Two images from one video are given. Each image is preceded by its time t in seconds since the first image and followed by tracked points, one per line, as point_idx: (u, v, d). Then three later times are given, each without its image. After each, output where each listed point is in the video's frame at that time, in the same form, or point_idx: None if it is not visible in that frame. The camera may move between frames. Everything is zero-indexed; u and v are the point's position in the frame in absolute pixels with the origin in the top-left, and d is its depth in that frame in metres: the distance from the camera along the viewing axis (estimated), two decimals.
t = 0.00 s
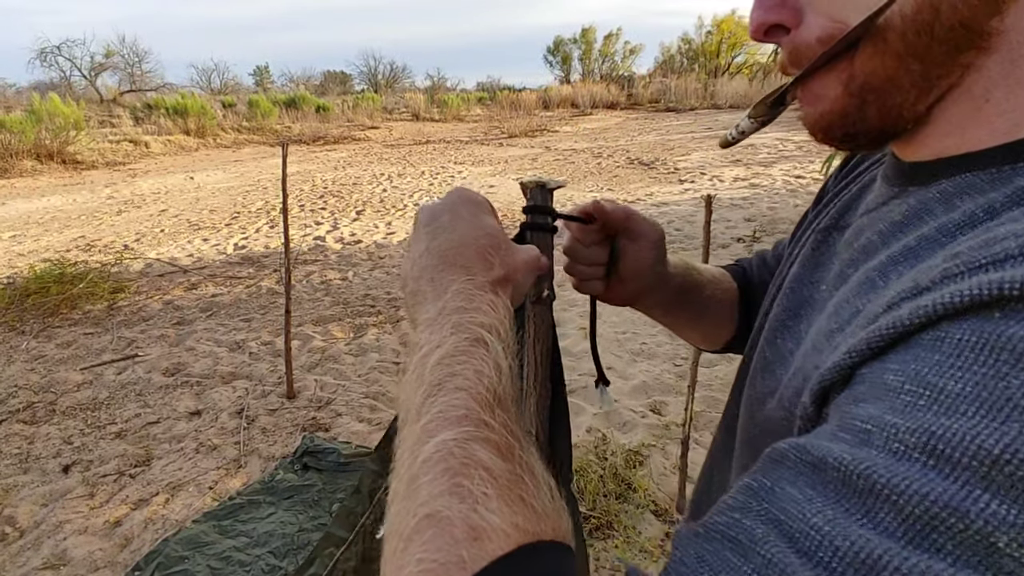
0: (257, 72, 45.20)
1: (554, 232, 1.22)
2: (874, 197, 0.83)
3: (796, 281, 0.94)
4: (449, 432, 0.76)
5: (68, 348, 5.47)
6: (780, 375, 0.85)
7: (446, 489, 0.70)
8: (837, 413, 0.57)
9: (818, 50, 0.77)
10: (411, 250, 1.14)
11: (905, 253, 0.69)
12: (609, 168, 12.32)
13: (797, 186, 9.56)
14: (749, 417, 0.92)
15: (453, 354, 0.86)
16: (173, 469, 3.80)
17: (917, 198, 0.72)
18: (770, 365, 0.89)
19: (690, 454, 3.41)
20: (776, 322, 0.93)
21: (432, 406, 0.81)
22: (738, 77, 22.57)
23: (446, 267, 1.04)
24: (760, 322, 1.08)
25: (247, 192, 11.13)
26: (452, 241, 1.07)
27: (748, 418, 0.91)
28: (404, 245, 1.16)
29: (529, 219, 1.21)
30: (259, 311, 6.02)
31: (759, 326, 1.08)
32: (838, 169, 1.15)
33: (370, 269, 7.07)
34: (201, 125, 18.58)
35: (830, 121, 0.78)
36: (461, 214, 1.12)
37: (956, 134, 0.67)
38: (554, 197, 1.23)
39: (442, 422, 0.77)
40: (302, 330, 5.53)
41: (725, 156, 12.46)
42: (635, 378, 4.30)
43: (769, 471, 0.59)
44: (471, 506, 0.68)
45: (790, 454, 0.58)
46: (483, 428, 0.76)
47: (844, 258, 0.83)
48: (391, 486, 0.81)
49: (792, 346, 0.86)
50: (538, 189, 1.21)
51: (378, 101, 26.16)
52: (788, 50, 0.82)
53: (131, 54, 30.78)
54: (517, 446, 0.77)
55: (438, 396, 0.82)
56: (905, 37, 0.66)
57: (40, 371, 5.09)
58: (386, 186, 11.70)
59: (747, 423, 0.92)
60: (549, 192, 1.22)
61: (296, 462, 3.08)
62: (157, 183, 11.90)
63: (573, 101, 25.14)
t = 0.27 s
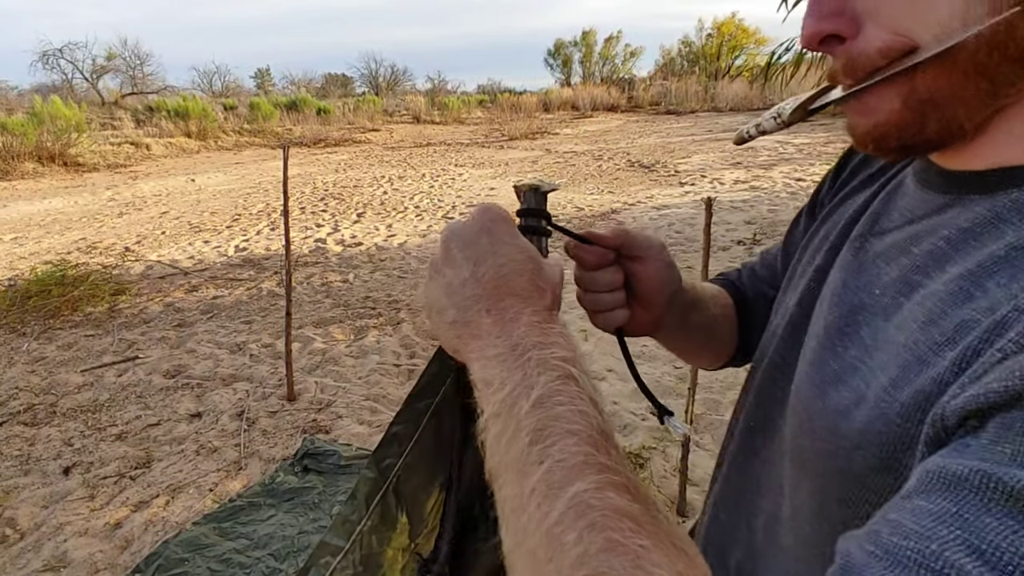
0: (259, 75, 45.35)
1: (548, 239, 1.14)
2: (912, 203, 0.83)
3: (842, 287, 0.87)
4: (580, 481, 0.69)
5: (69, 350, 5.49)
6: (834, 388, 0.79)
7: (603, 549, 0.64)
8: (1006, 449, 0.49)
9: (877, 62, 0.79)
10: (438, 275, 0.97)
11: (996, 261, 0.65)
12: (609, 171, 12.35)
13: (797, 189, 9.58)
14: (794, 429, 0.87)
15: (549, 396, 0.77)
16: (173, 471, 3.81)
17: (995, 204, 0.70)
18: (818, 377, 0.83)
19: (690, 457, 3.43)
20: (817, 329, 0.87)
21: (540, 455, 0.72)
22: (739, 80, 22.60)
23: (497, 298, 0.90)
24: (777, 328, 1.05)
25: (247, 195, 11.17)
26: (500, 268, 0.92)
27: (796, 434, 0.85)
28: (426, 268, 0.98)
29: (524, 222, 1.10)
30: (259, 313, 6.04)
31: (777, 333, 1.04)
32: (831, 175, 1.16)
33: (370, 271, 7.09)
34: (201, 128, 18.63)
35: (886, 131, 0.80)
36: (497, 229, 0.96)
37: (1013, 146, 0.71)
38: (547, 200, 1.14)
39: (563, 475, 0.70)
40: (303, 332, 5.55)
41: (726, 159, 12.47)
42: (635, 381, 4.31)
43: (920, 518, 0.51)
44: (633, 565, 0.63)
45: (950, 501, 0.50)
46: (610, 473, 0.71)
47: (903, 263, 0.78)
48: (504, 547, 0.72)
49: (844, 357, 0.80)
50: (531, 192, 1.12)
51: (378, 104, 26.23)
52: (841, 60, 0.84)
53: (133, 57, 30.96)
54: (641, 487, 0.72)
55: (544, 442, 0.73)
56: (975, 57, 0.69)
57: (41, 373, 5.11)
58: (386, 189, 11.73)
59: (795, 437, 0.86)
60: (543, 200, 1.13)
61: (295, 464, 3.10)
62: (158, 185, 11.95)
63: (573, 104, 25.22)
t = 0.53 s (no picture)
0: (259, 77, 45.39)
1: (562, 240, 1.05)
2: (921, 208, 0.86)
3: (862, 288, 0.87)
4: (655, 484, 0.63)
5: (69, 351, 5.48)
6: (864, 386, 0.78)
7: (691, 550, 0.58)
8: None
9: (906, 62, 0.80)
10: (472, 276, 0.87)
11: None
12: (609, 173, 12.35)
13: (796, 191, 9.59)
14: (810, 431, 0.85)
15: (606, 400, 0.71)
16: (172, 472, 3.80)
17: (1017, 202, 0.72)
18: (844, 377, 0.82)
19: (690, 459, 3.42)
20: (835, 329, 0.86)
21: (608, 459, 0.66)
22: (738, 82, 22.63)
23: (542, 308, 0.82)
24: (775, 332, 1.05)
25: (247, 196, 11.17)
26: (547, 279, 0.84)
27: (818, 432, 0.83)
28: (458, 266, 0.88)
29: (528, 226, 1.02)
30: (259, 314, 6.03)
31: (774, 336, 1.04)
32: (803, 188, 1.20)
33: (370, 272, 7.08)
34: (201, 129, 18.63)
35: (908, 131, 0.81)
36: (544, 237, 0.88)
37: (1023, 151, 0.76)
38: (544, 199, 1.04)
39: (637, 477, 0.64)
40: (302, 333, 5.54)
41: (725, 161, 12.47)
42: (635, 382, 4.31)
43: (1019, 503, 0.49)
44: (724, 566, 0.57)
45: None
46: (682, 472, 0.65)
47: (925, 260, 0.79)
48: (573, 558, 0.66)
49: (871, 355, 0.79)
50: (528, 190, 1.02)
51: (378, 106, 26.26)
52: (869, 59, 0.85)
53: (134, 58, 30.98)
54: (716, 486, 0.66)
55: (610, 444, 0.67)
56: (1006, 60, 0.72)
57: (40, 374, 5.09)
58: (386, 190, 11.74)
59: (812, 438, 0.84)
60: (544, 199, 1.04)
61: (295, 465, 3.10)
62: (158, 186, 11.93)
63: (573, 106, 25.24)
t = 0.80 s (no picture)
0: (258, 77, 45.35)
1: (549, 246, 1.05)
2: (918, 207, 0.84)
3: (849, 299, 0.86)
4: (615, 506, 0.63)
5: (68, 351, 5.48)
6: (851, 396, 0.78)
7: None
8: None
9: (897, 54, 0.79)
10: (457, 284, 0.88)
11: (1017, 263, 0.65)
12: (609, 174, 12.36)
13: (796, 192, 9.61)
14: (799, 438, 0.85)
15: (575, 416, 0.71)
16: (172, 472, 3.80)
17: (1007, 207, 0.71)
18: (833, 385, 0.82)
19: (689, 459, 3.43)
20: (825, 335, 0.86)
21: (571, 479, 0.67)
22: (738, 83, 22.66)
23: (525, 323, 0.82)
24: (766, 334, 1.05)
25: (247, 196, 11.17)
26: (530, 293, 0.84)
27: (806, 444, 0.83)
28: (445, 277, 0.89)
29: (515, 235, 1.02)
30: (259, 314, 6.04)
31: (766, 340, 1.04)
32: (798, 183, 1.19)
33: (370, 273, 7.09)
34: (201, 129, 18.61)
35: (900, 125, 0.80)
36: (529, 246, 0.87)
37: None
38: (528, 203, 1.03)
39: (598, 498, 0.64)
40: (302, 333, 5.54)
41: (725, 161, 12.48)
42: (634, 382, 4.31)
43: (997, 526, 0.48)
44: None
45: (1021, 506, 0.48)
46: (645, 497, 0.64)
47: (913, 267, 0.78)
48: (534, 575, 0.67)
49: (860, 363, 0.79)
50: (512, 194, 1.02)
51: (378, 106, 26.26)
52: (858, 49, 0.83)
53: (133, 58, 30.93)
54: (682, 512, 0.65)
55: (575, 464, 0.67)
56: (1000, 51, 0.71)
57: (39, 374, 5.09)
58: (386, 190, 11.74)
59: (802, 445, 0.85)
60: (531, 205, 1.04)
61: (295, 465, 3.11)
62: (157, 186, 11.92)
63: (573, 107, 25.26)
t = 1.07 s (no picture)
0: (258, 78, 45.30)
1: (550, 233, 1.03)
2: (935, 213, 0.83)
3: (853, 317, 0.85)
4: (611, 537, 0.63)
5: (68, 351, 5.47)
6: (854, 419, 0.77)
7: None
8: None
9: (910, 48, 0.81)
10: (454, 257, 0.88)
11: None
12: (609, 175, 12.36)
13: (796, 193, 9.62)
14: (799, 459, 0.84)
15: (572, 427, 0.72)
16: (172, 473, 3.80)
17: (1019, 225, 0.70)
18: (836, 407, 0.80)
19: (689, 459, 3.43)
20: (827, 354, 0.85)
21: (563, 497, 0.67)
22: (738, 84, 22.67)
23: (517, 299, 0.82)
24: (769, 343, 1.04)
25: (247, 197, 11.16)
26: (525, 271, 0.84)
27: (806, 466, 0.82)
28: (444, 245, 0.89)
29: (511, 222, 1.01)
30: (258, 315, 6.03)
31: (769, 347, 1.03)
32: (803, 182, 1.20)
33: (370, 273, 7.09)
34: (201, 130, 18.60)
35: (913, 124, 0.81)
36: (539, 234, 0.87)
37: None
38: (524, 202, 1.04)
39: (590, 526, 0.64)
40: (302, 334, 5.53)
41: (725, 162, 12.48)
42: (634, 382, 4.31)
43: None
44: None
45: None
46: (637, 528, 0.65)
47: (921, 287, 0.77)
48: None
49: (863, 385, 0.78)
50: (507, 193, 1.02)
51: (378, 107, 26.25)
52: (870, 43, 0.85)
53: (132, 58, 30.92)
54: (676, 545, 0.66)
55: (566, 482, 0.68)
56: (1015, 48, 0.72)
57: (39, 374, 5.09)
58: (386, 191, 11.75)
59: (801, 466, 0.84)
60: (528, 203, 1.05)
61: (295, 466, 3.12)
62: (157, 187, 11.91)
63: (573, 108, 25.27)
